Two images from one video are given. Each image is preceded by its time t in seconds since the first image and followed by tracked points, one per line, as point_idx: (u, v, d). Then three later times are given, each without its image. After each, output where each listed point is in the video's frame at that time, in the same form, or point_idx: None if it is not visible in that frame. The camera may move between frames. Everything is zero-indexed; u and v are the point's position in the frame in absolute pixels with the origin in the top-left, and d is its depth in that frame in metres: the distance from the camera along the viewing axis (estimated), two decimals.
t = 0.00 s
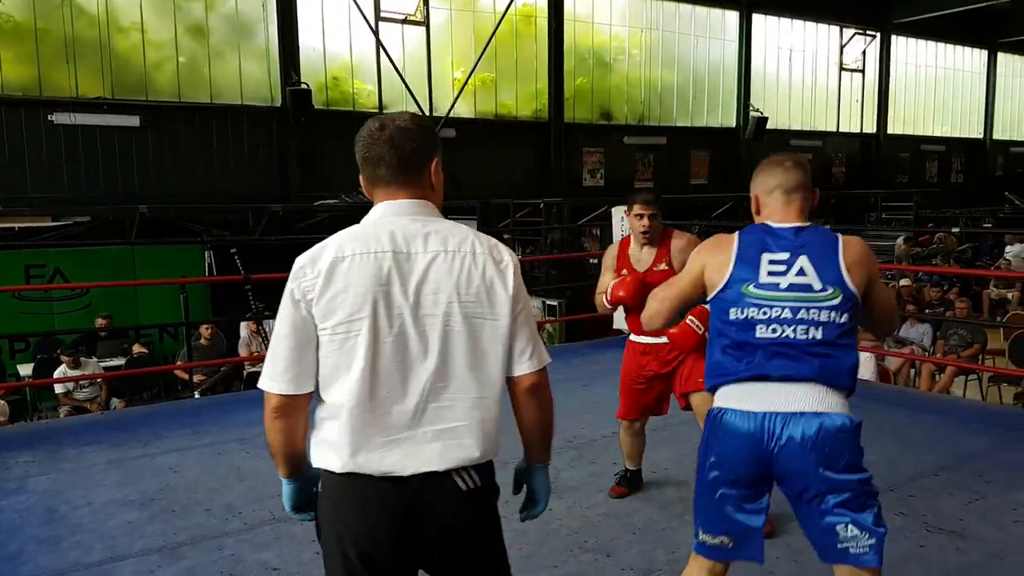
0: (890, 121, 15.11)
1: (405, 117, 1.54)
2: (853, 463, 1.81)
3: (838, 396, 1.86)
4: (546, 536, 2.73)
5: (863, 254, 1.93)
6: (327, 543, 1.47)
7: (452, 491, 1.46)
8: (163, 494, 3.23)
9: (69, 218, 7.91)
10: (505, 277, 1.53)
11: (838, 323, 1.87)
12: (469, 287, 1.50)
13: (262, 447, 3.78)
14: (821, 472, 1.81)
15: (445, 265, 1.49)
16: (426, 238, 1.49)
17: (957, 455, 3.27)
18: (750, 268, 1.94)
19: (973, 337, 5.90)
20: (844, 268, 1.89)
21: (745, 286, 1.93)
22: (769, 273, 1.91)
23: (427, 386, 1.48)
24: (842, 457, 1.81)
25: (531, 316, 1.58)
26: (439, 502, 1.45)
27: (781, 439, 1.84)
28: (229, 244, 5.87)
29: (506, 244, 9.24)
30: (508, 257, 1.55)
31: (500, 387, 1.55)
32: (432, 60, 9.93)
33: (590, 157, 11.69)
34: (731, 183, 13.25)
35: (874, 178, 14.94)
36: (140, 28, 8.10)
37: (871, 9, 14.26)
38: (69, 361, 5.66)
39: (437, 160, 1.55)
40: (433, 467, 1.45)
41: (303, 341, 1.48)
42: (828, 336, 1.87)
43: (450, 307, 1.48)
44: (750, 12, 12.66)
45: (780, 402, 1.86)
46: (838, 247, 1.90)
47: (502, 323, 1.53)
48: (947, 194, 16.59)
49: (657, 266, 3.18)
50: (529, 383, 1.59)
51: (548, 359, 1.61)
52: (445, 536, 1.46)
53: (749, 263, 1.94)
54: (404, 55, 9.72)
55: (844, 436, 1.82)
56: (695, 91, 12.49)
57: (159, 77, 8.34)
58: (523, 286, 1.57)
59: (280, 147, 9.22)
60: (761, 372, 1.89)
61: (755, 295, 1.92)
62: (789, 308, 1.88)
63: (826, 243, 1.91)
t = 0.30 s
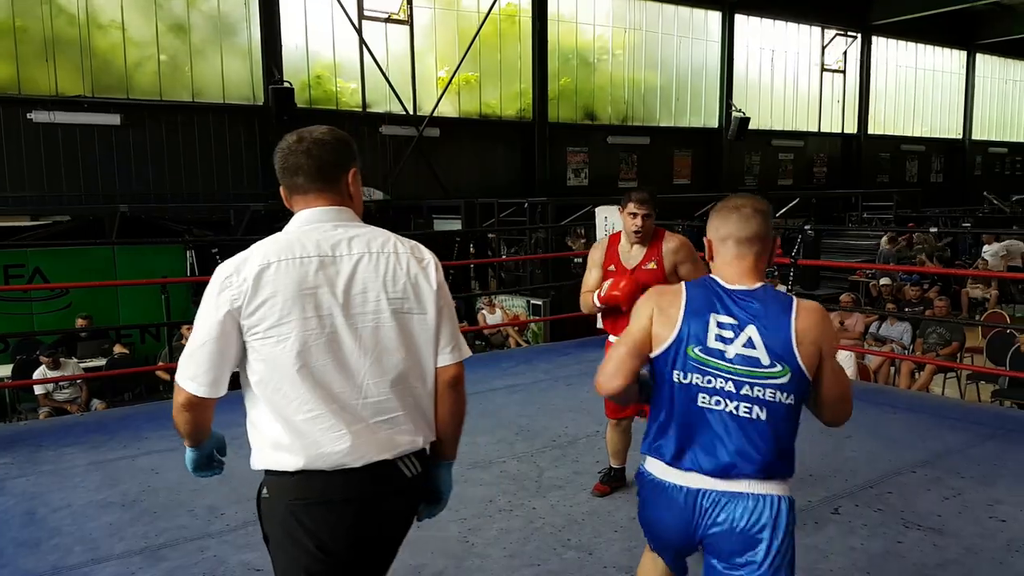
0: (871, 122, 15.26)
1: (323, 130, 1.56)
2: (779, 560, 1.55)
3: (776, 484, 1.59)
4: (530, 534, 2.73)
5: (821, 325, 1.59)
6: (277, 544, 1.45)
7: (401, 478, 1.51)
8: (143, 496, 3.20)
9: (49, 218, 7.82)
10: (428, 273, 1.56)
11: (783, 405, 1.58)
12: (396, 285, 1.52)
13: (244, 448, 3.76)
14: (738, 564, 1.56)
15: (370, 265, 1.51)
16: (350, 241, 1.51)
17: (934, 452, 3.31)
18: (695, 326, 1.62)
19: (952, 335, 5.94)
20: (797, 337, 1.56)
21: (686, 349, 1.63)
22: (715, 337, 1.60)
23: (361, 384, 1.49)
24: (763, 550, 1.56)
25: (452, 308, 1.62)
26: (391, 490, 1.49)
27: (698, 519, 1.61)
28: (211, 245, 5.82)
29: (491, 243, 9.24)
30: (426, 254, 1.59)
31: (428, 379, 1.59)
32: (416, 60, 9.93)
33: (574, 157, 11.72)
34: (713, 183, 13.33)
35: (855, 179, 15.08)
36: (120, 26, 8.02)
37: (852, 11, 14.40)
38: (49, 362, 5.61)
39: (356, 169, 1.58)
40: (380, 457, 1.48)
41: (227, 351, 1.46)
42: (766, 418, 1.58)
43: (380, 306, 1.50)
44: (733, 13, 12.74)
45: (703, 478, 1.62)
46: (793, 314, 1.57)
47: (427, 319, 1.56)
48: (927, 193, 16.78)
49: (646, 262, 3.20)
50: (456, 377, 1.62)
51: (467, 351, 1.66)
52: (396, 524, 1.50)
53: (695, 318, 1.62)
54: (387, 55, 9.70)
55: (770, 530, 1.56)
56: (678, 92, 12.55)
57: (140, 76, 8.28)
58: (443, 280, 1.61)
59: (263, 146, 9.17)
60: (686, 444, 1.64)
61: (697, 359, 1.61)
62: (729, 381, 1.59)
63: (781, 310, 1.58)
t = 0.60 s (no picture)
0: (852, 122, 15.40)
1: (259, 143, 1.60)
2: (697, 540, 1.54)
3: (692, 464, 1.57)
4: (515, 534, 2.73)
5: (737, 318, 1.55)
6: (193, 527, 1.49)
7: (311, 458, 1.54)
8: (125, 498, 3.17)
9: (29, 217, 7.72)
10: (347, 279, 1.56)
11: (694, 391, 1.56)
12: (313, 288, 1.53)
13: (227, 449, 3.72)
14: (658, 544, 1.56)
15: (289, 268, 1.52)
16: (273, 245, 1.52)
17: (915, 450, 3.34)
18: (612, 319, 1.63)
19: (932, 334, 5.98)
20: (707, 330, 1.54)
21: (604, 343, 1.63)
22: (629, 330, 1.61)
23: (274, 378, 1.51)
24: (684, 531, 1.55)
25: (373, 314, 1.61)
26: (299, 469, 1.52)
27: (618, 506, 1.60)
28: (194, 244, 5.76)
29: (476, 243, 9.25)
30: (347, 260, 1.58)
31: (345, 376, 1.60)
32: (401, 60, 9.91)
33: (558, 156, 11.74)
34: (697, 184, 13.39)
35: (837, 179, 15.22)
36: (101, 24, 7.94)
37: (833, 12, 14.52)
38: (29, 363, 5.54)
39: (287, 178, 1.61)
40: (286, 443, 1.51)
41: (157, 336, 1.53)
42: (677, 402, 1.56)
43: (296, 306, 1.52)
44: (716, 13, 12.81)
45: (619, 466, 1.60)
46: (705, 308, 1.55)
47: (344, 321, 1.56)
48: (907, 193, 16.96)
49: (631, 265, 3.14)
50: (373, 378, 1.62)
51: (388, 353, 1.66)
52: (308, 502, 1.54)
53: (612, 315, 1.63)
54: (372, 55, 9.68)
55: (685, 512, 1.54)
56: (662, 92, 12.60)
57: (121, 75, 8.21)
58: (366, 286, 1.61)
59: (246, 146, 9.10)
60: (604, 431, 1.63)
61: (614, 352, 1.62)
62: (639, 369, 1.58)
63: (692, 303, 1.56)
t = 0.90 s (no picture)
0: (835, 123, 15.51)
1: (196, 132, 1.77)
2: (643, 479, 1.68)
3: (636, 407, 1.72)
4: (501, 534, 2.73)
5: (670, 271, 1.76)
6: (110, 478, 1.61)
7: (223, 427, 1.63)
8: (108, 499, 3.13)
9: (8, 216, 7.61)
10: (267, 257, 1.70)
11: (633, 334, 1.73)
12: (235, 264, 1.66)
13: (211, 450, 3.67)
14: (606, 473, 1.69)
15: (212, 247, 1.65)
16: (197, 226, 1.66)
17: (897, 448, 3.37)
18: (560, 278, 1.85)
19: (914, 333, 6.03)
20: (643, 279, 1.75)
21: (555, 298, 1.83)
22: (575, 284, 1.81)
23: (196, 347, 1.65)
24: (630, 470, 1.68)
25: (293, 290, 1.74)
26: (209, 434, 1.62)
27: (570, 449, 1.73)
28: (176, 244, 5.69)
29: (461, 242, 9.23)
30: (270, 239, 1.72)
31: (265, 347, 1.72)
32: (386, 59, 9.89)
33: (544, 156, 11.75)
34: (681, 184, 13.45)
35: (820, 179, 15.32)
36: (82, 21, 7.86)
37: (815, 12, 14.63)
38: (10, 364, 5.47)
39: (217, 163, 1.77)
40: (203, 408, 1.62)
41: (92, 313, 1.65)
42: (615, 344, 1.74)
43: (219, 282, 1.65)
44: (700, 14, 12.87)
45: (570, 409, 1.75)
46: (640, 260, 1.77)
47: (265, 296, 1.70)
48: (890, 193, 17.10)
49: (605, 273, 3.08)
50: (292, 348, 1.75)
51: (308, 325, 1.79)
52: (219, 463, 1.63)
53: (560, 274, 1.85)
54: (356, 55, 9.66)
55: (630, 453, 1.68)
56: (647, 93, 12.64)
57: (103, 74, 8.14)
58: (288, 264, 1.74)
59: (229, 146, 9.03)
60: (555, 380, 1.79)
61: (561, 304, 1.82)
62: (583, 316, 1.77)
63: (631, 258, 1.78)
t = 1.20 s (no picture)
0: (817, 123, 15.62)
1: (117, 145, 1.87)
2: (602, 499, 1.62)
3: (594, 437, 1.64)
4: (486, 534, 2.72)
5: (653, 302, 1.66)
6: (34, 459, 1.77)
7: (123, 421, 1.74)
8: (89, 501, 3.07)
9: None
10: (172, 262, 1.79)
11: (606, 366, 1.65)
12: (137, 267, 1.76)
13: (193, 450, 3.63)
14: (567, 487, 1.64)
15: (116, 251, 1.76)
16: (108, 232, 1.76)
17: (878, 445, 3.40)
18: (545, 296, 1.75)
19: (896, 331, 6.05)
20: (623, 313, 1.64)
21: (536, 317, 1.75)
22: (558, 307, 1.72)
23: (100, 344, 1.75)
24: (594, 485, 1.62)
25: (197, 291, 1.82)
26: (113, 431, 1.73)
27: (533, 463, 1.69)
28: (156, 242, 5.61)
29: (446, 242, 9.22)
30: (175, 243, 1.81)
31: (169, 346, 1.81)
32: (369, 58, 9.86)
33: (528, 155, 11.75)
34: (665, 183, 13.49)
35: (802, 179, 15.44)
36: (61, 18, 7.77)
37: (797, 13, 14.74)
38: None
39: (134, 171, 1.85)
40: (105, 401, 1.73)
41: (12, 306, 1.78)
42: (585, 372, 1.66)
43: (122, 285, 1.75)
44: (683, 14, 12.92)
45: (535, 424, 1.69)
46: (623, 293, 1.66)
47: (167, 297, 1.79)
48: (871, 193, 17.25)
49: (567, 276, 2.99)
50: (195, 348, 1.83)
51: (214, 325, 1.86)
52: (125, 452, 1.74)
53: (545, 294, 1.76)
54: (340, 55, 9.63)
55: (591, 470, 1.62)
56: (630, 93, 12.69)
57: (82, 72, 8.04)
58: (194, 268, 1.83)
59: (211, 145, 8.96)
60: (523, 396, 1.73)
61: (542, 325, 1.73)
62: (562, 341, 1.68)
63: (616, 286, 1.67)
